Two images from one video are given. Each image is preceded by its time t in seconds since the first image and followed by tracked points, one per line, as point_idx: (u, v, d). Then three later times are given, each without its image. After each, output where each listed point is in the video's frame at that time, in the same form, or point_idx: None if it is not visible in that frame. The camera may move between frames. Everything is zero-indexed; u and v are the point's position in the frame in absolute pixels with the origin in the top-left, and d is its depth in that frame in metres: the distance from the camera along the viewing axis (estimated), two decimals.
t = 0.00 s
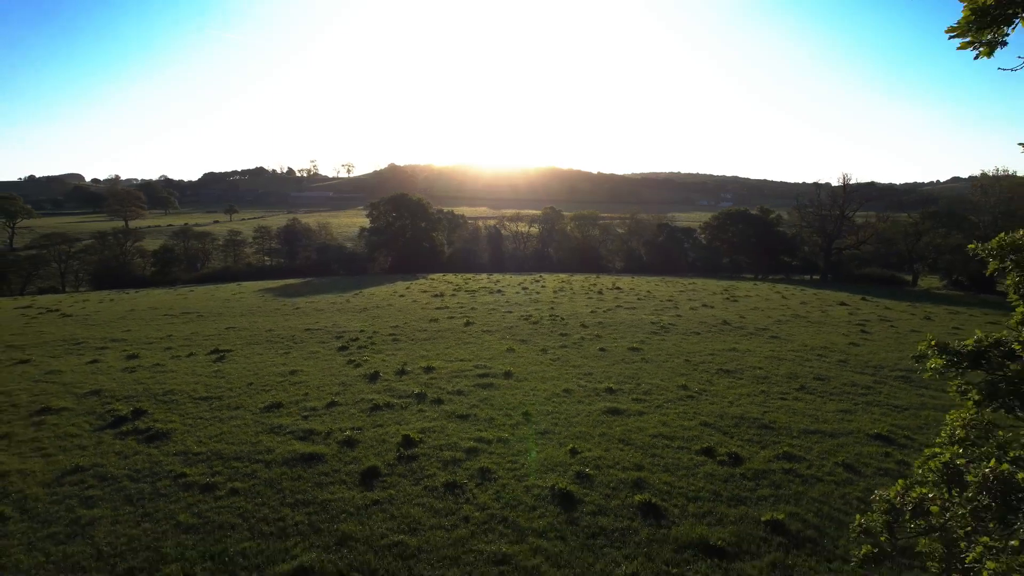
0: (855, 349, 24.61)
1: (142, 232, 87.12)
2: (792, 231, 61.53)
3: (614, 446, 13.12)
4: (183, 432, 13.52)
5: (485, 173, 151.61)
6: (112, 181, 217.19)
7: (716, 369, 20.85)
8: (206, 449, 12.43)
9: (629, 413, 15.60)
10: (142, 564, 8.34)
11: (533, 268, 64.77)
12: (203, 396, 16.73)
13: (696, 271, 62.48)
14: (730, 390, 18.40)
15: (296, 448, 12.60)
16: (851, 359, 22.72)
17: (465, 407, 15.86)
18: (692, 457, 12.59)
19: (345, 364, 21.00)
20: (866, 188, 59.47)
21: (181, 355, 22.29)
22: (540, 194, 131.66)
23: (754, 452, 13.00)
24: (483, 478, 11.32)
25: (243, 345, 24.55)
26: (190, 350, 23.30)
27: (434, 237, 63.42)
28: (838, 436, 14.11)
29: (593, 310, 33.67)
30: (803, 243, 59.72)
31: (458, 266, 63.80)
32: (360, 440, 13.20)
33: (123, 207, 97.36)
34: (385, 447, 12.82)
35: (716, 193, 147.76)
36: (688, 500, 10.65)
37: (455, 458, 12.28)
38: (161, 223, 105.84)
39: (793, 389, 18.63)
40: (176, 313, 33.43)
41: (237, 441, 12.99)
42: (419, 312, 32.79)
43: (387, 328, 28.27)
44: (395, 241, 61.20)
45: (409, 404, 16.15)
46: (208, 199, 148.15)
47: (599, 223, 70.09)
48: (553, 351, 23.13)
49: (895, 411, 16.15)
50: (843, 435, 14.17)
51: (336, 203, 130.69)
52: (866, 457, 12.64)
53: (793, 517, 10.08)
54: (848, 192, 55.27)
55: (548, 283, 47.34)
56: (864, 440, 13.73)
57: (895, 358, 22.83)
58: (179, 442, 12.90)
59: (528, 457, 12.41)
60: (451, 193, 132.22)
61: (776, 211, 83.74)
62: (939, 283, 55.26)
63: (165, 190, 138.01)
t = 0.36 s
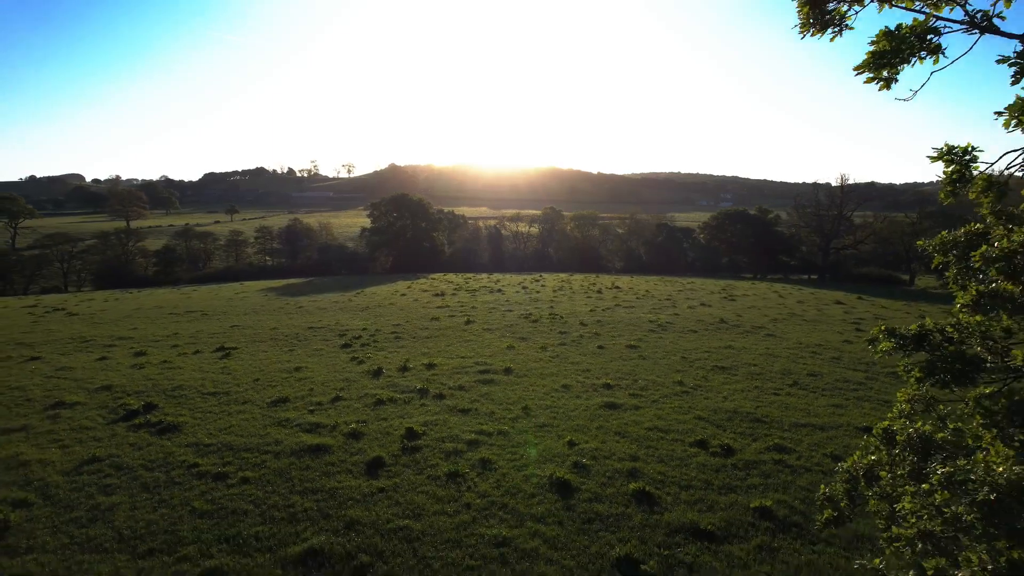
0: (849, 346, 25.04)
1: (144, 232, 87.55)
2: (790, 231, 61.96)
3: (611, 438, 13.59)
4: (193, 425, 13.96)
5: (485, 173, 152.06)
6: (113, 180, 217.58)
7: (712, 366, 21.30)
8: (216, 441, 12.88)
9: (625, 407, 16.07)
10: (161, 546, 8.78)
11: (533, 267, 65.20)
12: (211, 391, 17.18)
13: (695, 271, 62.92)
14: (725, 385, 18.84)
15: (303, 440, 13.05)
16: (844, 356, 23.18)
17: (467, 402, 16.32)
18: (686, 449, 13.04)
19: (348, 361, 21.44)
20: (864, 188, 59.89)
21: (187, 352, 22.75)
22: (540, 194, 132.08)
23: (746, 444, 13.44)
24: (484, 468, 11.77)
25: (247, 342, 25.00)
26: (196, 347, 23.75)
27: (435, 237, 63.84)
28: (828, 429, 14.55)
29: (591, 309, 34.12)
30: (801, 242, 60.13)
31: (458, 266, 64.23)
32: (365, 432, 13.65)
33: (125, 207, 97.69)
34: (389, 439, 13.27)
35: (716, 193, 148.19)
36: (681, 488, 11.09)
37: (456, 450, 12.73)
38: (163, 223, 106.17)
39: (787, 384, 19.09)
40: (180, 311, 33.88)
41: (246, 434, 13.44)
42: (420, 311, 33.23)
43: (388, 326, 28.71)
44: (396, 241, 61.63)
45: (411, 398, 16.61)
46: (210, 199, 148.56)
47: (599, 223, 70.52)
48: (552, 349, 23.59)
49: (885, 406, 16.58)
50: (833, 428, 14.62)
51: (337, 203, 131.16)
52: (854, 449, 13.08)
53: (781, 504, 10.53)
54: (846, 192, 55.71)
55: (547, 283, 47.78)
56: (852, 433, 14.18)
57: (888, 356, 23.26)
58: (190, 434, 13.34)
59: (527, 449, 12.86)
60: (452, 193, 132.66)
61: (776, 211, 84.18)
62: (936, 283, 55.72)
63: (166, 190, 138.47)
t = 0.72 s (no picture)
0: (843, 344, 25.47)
1: (146, 232, 88.01)
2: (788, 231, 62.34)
3: (607, 431, 14.04)
4: (203, 419, 14.42)
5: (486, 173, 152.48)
6: (113, 180, 218.16)
7: (708, 363, 21.76)
8: (226, 433, 13.34)
9: (622, 402, 16.52)
10: (178, 529, 9.24)
11: (533, 267, 65.67)
12: (218, 386, 17.64)
13: (694, 270, 63.35)
14: (720, 381, 19.30)
15: (309, 432, 13.50)
16: (838, 353, 23.63)
17: (468, 397, 16.78)
18: (680, 441, 13.48)
19: (352, 358, 21.91)
20: (862, 188, 60.27)
21: (194, 350, 23.20)
22: (541, 194, 132.47)
23: (738, 437, 13.89)
24: (484, 459, 12.23)
25: (252, 340, 25.46)
26: (202, 345, 24.22)
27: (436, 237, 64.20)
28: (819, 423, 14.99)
29: (590, 308, 34.57)
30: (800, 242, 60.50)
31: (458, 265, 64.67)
32: (370, 425, 14.09)
33: (127, 207, 98.14)
34: (393, 432, 13.73)
35: (716, 193, 148.56)
36: (674, 478, 11.54)
37: (458, 442, 13.18)
38: (164, 224, 106.52)
39: (780, 380, 19.54)
40: (185, 310, 34.33)
41: (255, 426, 13.90)
42: (421, 310, 33.68)
43: (390, 324, 29.16)
44: (397, 241, 62.08)
45: (414, 393, 17.07)
46: (211, 199, 149.03)
47: (598, 223, 70.90)
48: (551, 346, 24.03)
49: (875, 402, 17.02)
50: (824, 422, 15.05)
51: (337, 203, 131.55)
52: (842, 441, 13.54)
53: (770, 492, 10.98)
54: (844, 192, 56.10)
55: (547, 282, 48.22)
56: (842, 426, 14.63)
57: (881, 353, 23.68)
58: (201, 427, 13.80)
59: (526, 441, 13.31)
60: (452, 193, 133.07)
61: (775, 211, 84.58)
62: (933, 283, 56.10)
63: (167, 191, 138.95)
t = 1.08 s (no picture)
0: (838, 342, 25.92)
1: (148, 232, 88.43)
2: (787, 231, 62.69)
3: (604, 424, 14.50)
4: (212, 412, 14.89)
5: (486, 173, 152.91)
6: (114, 180, 218.52)
7: (704, 360, 22.23)
8: (236, 426, 13.80)
9: (619, 397, 16.99)
10: (194, 514, 9.70)
11: (534, 266, 66.07)
12: (226, 382, 18.10)
13: (694, 270, 63.74)
14: (715, 377, 19.76)
15: (316, 425, 13.97)
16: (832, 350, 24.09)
17: (469, 392, 17.24)
18: (675, 434, 13.90)
19: (355, 355, 22.39)
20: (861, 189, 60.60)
21: (200, 347, 23.66)
22: (541, 195, 132.81)
23: (732, 430, 14.31)
24: (486, 450, 12.68)
25: (256, 337, 25.92)
26: (207, 343, 24.67)
27: (437, 237, 64.60)
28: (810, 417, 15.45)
29: (590, 307, 35.05)
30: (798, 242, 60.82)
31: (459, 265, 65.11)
32: (374, 419, 14.55)
33: (128, 207, 98.48)
34: (397, 425, 14.18)
35: (716, 194, 148.81)
36: (668, 468, 12.00)
37: (459, 434, 13.63)
38: (165, 224, 106.86)
39: (775, 377, 19.97)
40: (189, 308, 34.84)
41: (262, 420, 14.35)
42: (422, 308, 34.17)
43: (392, 323, 29.62)
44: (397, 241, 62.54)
45: (417, 388, 17.56)
46: (211, 199, 149.42)
47: (598, 223, 71.27)
48: (550, 344, 24.47)
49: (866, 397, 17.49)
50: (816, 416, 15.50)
51: (338, 203, 131.97)
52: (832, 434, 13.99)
53: (760, 480, 11.41)
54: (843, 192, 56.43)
55: (547, 282, 48.63)
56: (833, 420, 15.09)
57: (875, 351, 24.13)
58: (210, 420, 14.27)
59: (525, 433, 13.75)
60: (453, 194, 133.52)
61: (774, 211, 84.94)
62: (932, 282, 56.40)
63: (168, 191, 139.35)
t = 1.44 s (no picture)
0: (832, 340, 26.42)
1: (150, 233, 88.83)
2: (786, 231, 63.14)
3: (601, 418, 14.95)
4: (221, 407, 15.34)
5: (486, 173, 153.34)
6: (114, 180, 218.78)
7: (701, 357, 22.67)
8: (244, 420, 14.25)
9: (616, 392, 17.46)
10: (208, 501, 10.16)
11: (534, 266, 66.54)
12: (233, 378, 18.55)
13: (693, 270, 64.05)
14: (711, 373, 20.21)
15: (322, 418, 14.43)
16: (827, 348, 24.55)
17: (470, 387, 17.69)
18: (670, 427, 14.36)
19: (358, 352, 22.84)
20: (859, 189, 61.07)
21: (205, 345, 24.11)
22: (542, 195, 133.27)
23: (725, 423, 14.77)
24: (487, 442, 13.13)
25: (261, 335, 26.38)
26: (213, 341, 25.11)
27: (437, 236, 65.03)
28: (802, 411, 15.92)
29: (589, 306, 35.51)
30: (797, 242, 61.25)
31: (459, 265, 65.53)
32: (378, 413, 14.99)
33: (129, 208, 98.80)
34: (400, 419, 14.62)
35: (716, 194, 149.24)
36: (662, 458, 12.47)
37: (461, 427, 14.09)
38: (166, 224, 107.20)
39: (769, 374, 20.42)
40: (194, 307, 35.30)
41: (269, 414, 14.81)
42: (423, 307, 34.64)
43: (394, 321, 30.07)
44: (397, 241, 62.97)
45: (420, 384, 18.02)
46: (212, 199, 149.82)
47: (598, 223, 71.71)
48: (549, 342, 24.94)
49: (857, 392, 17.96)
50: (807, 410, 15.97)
51: (339, 203, 132.36)
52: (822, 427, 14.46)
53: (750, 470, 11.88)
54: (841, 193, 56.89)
55: (546, 281, 49.09)
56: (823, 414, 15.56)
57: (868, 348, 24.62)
58: (219, 414, 14.72)
59: (525, 426, 14.21)
60: (453, 194, 133.99)
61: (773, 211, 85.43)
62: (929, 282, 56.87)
63: (170, 191, 139.74)
